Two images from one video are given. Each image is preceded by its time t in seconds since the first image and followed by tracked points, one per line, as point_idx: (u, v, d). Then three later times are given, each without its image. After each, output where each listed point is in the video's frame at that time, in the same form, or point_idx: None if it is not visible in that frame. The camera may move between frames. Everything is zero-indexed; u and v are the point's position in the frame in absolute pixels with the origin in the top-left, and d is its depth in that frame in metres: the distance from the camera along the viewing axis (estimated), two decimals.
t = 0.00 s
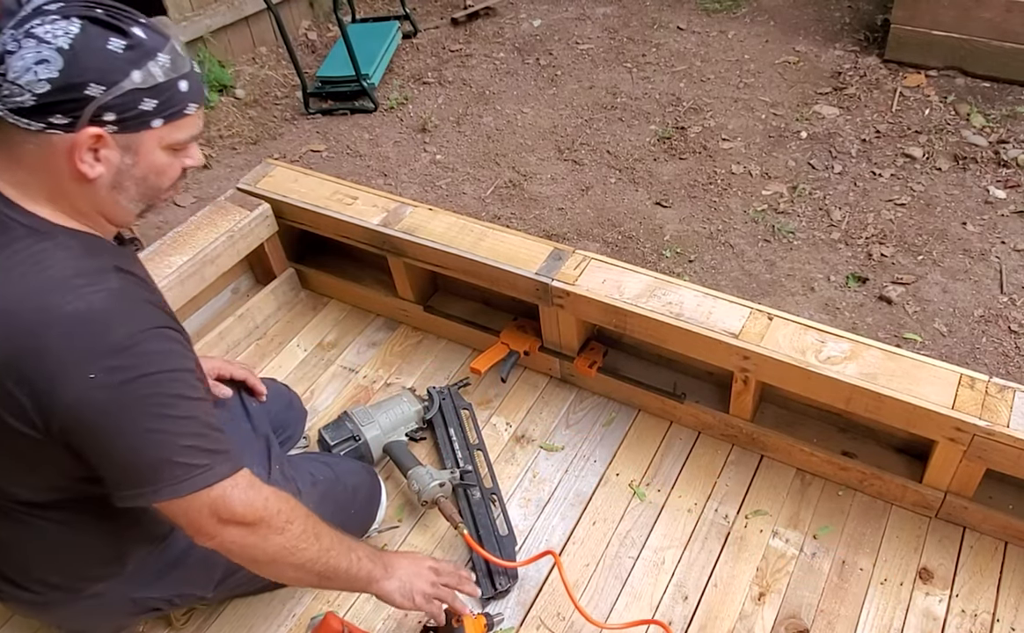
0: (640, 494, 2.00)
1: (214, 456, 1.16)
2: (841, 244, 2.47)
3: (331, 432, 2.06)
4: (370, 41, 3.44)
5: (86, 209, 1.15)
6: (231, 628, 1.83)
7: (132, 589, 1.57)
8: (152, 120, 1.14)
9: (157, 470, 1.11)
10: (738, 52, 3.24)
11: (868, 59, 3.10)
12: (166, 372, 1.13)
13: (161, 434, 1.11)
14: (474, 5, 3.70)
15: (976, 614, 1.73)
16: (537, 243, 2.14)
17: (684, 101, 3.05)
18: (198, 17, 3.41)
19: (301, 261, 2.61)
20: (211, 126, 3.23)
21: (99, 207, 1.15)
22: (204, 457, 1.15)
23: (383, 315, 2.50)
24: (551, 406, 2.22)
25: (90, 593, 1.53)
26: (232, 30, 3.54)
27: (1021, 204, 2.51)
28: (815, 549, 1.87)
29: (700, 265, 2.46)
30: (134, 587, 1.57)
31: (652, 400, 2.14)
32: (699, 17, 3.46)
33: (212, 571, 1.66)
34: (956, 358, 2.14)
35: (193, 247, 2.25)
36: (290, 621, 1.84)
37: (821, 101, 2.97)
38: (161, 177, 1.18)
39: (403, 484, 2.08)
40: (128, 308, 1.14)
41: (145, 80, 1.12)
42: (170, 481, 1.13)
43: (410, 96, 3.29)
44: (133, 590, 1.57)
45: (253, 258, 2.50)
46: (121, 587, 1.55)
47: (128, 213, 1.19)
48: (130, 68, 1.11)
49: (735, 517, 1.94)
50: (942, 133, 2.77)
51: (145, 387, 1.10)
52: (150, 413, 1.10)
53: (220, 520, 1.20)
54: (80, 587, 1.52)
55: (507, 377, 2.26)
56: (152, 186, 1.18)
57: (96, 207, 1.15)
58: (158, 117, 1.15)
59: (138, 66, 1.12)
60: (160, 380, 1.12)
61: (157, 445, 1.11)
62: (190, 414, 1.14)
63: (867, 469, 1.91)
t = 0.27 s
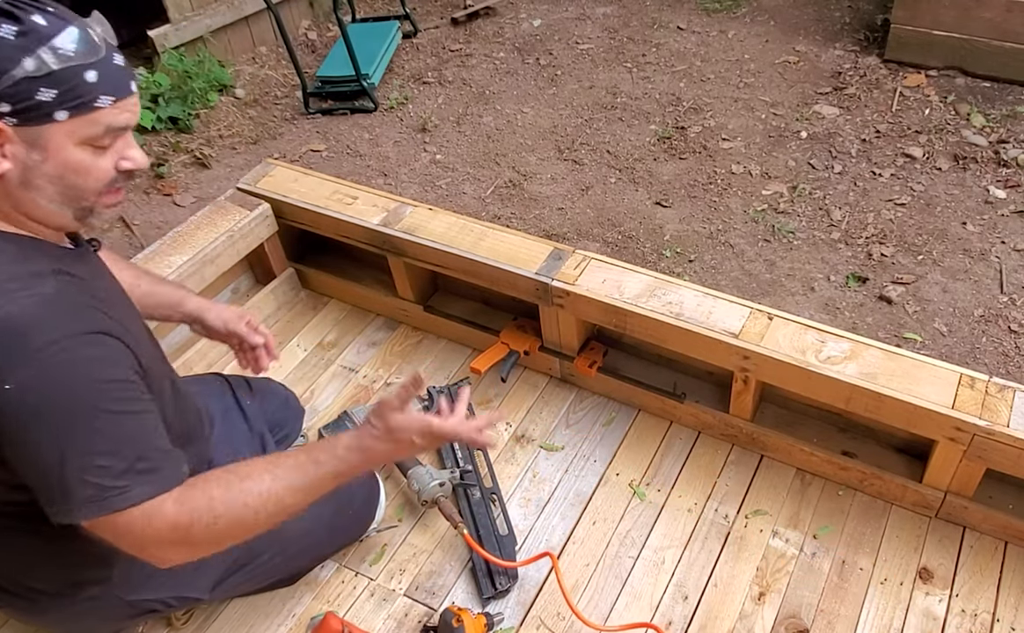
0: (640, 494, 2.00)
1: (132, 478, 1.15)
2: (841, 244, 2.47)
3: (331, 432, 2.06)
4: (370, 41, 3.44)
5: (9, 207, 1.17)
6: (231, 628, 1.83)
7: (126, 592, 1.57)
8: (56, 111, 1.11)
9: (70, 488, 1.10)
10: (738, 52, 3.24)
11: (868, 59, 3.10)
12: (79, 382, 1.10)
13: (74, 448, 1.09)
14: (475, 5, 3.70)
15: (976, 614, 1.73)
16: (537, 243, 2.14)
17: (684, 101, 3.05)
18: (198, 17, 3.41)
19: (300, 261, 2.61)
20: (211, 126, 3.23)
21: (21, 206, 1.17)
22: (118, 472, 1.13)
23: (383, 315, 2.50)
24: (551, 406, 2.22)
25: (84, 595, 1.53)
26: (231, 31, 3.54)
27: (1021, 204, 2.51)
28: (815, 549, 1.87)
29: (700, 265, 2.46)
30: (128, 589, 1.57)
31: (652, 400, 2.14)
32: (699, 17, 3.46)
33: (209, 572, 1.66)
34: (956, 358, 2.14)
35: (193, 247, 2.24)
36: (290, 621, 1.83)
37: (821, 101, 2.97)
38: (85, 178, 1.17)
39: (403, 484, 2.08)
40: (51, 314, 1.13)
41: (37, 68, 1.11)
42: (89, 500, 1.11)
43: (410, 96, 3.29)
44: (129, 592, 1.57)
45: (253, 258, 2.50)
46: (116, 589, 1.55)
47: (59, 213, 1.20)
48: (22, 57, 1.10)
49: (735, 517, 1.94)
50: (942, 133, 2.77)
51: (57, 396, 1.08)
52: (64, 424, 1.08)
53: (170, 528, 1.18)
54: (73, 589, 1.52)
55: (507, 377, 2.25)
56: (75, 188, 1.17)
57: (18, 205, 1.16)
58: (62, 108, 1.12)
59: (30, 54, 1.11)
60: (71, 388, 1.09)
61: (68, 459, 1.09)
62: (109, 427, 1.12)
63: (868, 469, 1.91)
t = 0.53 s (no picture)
0: (640, 494, 2.00)
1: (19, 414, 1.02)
2: (841, 244, 2.47)
3: (331, 432, 2.06)
4: (370, 41, 3.44)
5: None
6: (231, 628, 1.83)
7: (122, 593, 1.56)
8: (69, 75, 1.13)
9: None
10: (738, 52, 3.24)
11: (868, 59, 3.10)
12: None
13: None
14: (474, 4, 3.69)
15: (976, 614, 1.73)
16: (537, 243, 2.14)
17: (684, 101, 3.05)
18: (198, 16, 3.41)
19: (300, 261, 2.61)
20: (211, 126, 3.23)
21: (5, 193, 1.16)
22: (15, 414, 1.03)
23: (383, 315, 2.50)
24: (551, 406, 2.22)
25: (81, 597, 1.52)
26: (231, 30, 3.54)
27: (1021, 204, 2.51)
28: (815, 549, 1.87)
29: (700, 265, 2.46)
30: (125, 590, 1.56)
31: (652, 400, 2.14)
32: (699, 17, 3.46)
33: (208, 575, 1.65)
34: (956, 358, 2.14)
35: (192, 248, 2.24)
36: (290, 621, 1.84)
37: (821, 101, 2.97)
38: (59, 161, 1.14)
39: (403, 484, 2.08)
40: None
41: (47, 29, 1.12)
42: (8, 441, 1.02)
43: (410, 96, 3.29)
44: (128, 595, 1.57)
45: (253, 258, 2.50)
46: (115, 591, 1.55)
47: (37, 199, 1.18)
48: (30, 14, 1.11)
49: (735, 517, 1.94)
50: (942, 133, 2.77)
51: None
52: None
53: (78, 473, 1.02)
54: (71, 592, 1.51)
55: (507, 377, 2.25)
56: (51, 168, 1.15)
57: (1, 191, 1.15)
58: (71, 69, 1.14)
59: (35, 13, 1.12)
60: None
61: None
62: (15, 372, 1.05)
63: (868, 469, 1.91)
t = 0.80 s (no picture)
0: (640, 494, 2.00)
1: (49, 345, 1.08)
2: (841, 244, 2.47)
3: (331, 431, 2.06)
4: (370, 41, 3.43)
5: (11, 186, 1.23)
6: (231, 628, 1.83)
7: (128, 588, 1.57)
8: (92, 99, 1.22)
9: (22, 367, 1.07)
10: (738, 52, 3.24)
11: (868, 59, 3.10)
12: None
13: None
14: (474, 5, 3.69)
15: (976, 614, 1.73)
16: (537, 243, 2.14)
17: (684, 101, 3.05)
18: (198, 16, 3.41)
19: (300, 261, 2.61)
20: (211, 126, 3.23)
21: (27, 189, 1.24)
22: (33, 346, 1.07)
23: (383, 315, 2.50)
24: (551, 406, 2.22)
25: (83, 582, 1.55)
26: (231, 30, 3.54)
27: (1021, 204, 2.50)
28: (815, 549, 1.87)
29: (700, 265, 2.46)
30: (130, 585, 1.57)
31: (652, 400, 2.14)
32: (699, 17, 3.45)
33: (209, 572, 1.65)
34: (956, 358, 2.14)
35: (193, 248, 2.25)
36: (290, 621, 1.83)
37: (821, 101, 2.97)
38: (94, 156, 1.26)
39: (403, 484, 2.08)
40: None
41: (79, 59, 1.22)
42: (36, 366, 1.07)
43: (410, 96, 3.29)
44: (129, 590, 1.57)
45: (253, 258, 2.50)
46: (116, 582, 1.56)
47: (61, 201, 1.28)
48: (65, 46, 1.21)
49: (735, 517, 1.94)
50: (942, 133, 2.77)
51: None
52: None
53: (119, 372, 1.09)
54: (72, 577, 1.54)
55: (507, 377, 2.25)
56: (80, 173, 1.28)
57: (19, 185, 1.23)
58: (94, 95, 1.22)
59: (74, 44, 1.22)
60: None
61: None
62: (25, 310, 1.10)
63: (867, 470, 1.91)
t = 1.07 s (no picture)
0: (640, 494, 2.00)
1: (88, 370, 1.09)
2: (841, 244, 2.47)
3: (331, 431, 2.06)
4: (370, 41, 3.43)
5: (33, 187, 1.21)
6: (231, 628, 1.83)
7: (127, 590, 1.57)
8: (101, 95, 1.24)
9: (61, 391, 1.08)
10: (738, 52, 3.24)
11: (868, 59, 3.10)
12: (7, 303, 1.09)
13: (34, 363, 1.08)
14: (474, 5, 3.69)
15: (976, 614, 1.73)
16: (536, 243, 2.14)
17: (684, 101, 3.05)
18: (198, 16, 3.41)
19: (300, 261, 2.61)
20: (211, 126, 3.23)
21: (51, 189, 1.22)
22: (74, 369, 1.09)
23: (383, 315, 2.50)
24: (551, 406, 2.22)
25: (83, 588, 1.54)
26: (231, 30, 3.53)
27: (1021, 204, 2.50)
28: (815, 549, 1.87)
29: (700, 265, 2.46)
30: (129, 587, 1.57)
31: (652, 400, 2.14)
32: (699, 17, 3.45)
33: (209, 573, 1.65)
34: (956, 358, 2.14)
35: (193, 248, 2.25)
36: (290, 621, 1.84)
37: (821, 101, 2.97)
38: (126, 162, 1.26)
39: (403, 484, 2.08)
40: None
41: (85, 55, 1.23)
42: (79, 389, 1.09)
43: (410, 96, 3.28)
44: (130, 590, 1.57)
45: (253, 258, 2.50)
46: (117, 584, 1.56)
47: (86, 196, 1.27)
48: (71, 43, 1.21)
49: (735, 517, 1.94)
50: (942, 133, 2.77)
51: None
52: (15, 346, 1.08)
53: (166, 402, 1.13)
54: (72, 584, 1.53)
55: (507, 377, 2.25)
56: (103, 165, 1.26)
57: (43, 185, 1.21)
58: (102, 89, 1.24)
59: (77, 41, 1.22)
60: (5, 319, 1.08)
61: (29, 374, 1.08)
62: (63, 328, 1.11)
63: (867, 469, 1.91)
